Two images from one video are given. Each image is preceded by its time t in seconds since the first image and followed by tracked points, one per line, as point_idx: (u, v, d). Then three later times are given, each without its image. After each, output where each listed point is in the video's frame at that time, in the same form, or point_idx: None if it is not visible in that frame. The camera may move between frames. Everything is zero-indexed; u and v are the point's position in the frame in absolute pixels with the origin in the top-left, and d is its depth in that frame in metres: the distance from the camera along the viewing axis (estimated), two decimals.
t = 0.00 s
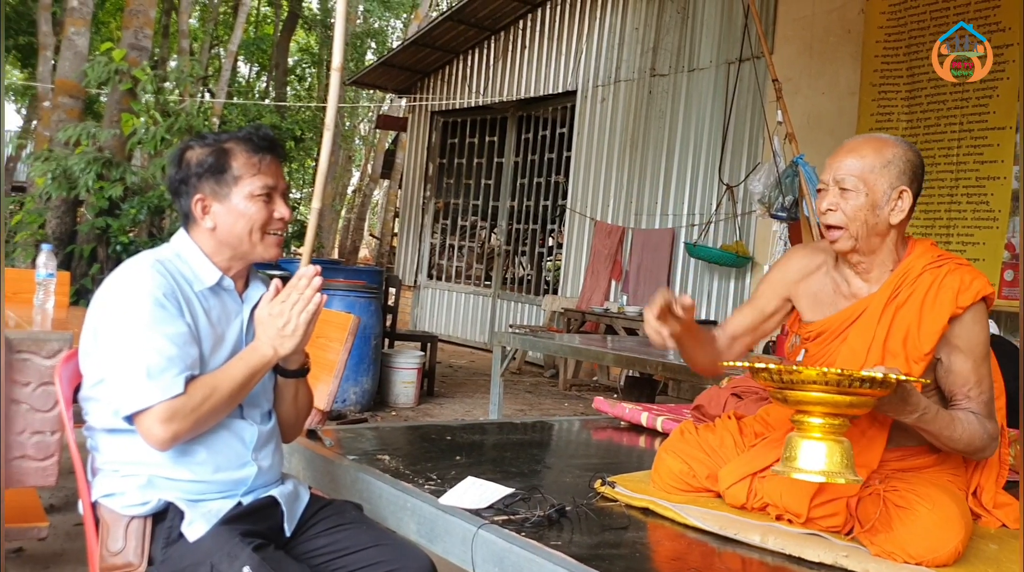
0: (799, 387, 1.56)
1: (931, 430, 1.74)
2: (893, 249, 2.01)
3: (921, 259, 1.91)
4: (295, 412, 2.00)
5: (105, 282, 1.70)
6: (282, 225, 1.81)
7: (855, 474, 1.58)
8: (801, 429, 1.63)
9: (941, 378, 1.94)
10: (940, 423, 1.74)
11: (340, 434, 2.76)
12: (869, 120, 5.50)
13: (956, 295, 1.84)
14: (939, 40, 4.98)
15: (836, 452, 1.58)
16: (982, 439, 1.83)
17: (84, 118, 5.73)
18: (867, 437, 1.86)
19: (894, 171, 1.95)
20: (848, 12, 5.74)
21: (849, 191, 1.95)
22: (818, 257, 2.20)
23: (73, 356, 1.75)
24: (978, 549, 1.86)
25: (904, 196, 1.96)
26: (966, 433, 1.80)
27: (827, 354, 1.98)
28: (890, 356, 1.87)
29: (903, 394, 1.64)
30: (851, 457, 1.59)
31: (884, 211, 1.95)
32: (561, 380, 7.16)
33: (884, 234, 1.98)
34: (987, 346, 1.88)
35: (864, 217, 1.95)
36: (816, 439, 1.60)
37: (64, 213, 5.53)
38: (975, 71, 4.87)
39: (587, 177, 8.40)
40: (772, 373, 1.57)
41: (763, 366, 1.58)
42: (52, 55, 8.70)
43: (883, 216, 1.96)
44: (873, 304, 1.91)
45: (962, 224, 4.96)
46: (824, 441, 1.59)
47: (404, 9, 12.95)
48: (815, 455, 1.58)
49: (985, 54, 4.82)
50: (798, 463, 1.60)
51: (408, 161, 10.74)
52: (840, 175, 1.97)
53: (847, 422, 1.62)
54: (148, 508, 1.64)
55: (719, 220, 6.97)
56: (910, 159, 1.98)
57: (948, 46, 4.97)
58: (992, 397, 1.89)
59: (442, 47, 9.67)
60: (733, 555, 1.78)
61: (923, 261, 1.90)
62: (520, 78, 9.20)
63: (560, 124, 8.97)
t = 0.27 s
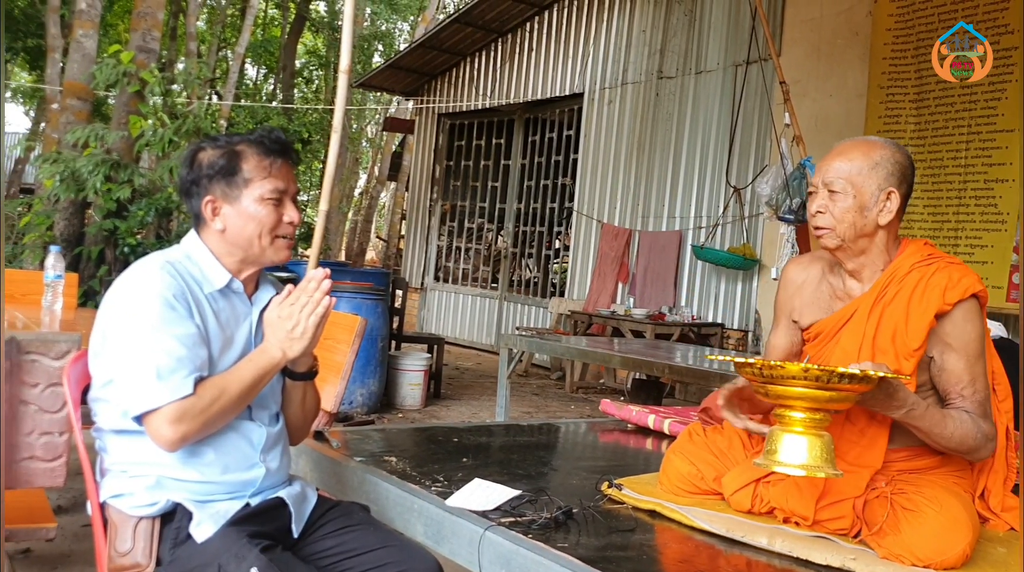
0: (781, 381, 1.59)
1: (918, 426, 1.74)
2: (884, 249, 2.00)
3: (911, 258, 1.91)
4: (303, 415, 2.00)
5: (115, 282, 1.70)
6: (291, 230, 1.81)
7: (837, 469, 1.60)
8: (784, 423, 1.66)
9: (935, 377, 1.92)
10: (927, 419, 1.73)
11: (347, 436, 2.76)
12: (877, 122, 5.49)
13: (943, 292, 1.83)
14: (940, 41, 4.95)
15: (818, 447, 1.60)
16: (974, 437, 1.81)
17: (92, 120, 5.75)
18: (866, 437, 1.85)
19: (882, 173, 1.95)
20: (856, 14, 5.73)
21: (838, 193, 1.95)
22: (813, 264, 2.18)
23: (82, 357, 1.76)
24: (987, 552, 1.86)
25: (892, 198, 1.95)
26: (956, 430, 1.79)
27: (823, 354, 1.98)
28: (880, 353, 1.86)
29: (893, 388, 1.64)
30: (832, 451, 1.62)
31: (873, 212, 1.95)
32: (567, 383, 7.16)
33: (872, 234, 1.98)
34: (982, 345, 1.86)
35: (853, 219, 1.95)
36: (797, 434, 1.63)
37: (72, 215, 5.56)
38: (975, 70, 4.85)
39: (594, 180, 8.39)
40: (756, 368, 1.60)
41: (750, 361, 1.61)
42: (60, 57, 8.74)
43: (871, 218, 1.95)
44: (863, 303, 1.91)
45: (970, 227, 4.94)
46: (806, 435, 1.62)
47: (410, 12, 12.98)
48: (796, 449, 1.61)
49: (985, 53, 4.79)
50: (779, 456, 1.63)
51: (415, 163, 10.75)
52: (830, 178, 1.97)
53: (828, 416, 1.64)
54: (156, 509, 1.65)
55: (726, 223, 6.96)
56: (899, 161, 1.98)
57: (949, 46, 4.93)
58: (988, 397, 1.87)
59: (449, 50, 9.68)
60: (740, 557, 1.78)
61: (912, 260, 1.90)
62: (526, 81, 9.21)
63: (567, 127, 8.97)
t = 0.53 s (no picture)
0: (764, 383, 1.61)
1: (909, 424, 1.73)
2: (878, 250, 2.00)
3: (904, 256, 1.90)
4: (308, 416, 2.00)
5: (121, 284, 1.71)
6: (290, 234, 1.79)
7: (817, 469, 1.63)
8: (766, 424, 1.68)
9: (931, 376, 1.89)
10: (918, 417, 1.72)
11: (352, 437, 2.76)
12: (883, 124, 5.47)
13: (935, 288, 1.82)
14: (940, 40, 4.96)
15: (800, 447, 1.63)
16: (969, 436, 1.78)
17: (98, 121, 5.77)
18: (866, 435, 1.83)
19: (874, 174, 1.94)
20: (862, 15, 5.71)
21: (831, 195, 1.95)
22: (811, 268, 2.20)
23: (88, 359, 1.76)
24: (993, 555, 1.85)
25: (884, 199, 1.94)
26: (949, 428, 1.76)
27: (821, 354, 1.98)
28: (874, 351, 1.86)
29: (882, 389, 1.64)
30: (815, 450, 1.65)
31: (866, 213, 1.94)
32: (573, 384, 7.16)
33: (865, 236, 1.97)
34: (976, 342, 1.84)
35: (845, 220, 1.95)
36: (780, 434, 1.65)
37: (78, 217, 5.57)
38: (974, 70, 4.87)
39: (600, 181, 8.39)
40: (742, 370, 1.62)
41: (734, 364, 1.64)
42: (67, 60, 8.78)
43: (864, 219, 1.95)
44: (855, 304, 1.91)
45: (976, 229, 4.92)
46: (788, 435, 1.64)
47: (416, 13, 12.99)
48: (780, 449, 1.63)
49: (985, 53, 4.80)
50: (762, 456, 1.65)
51: (420, 165, 10.76)
52: (822, 181, 1.97)
53: (811, 417, 1.66)
54: (163, 510, 1.65)
55: (732, 224, 6.95)
56: (890, 161, 1.96)
57: (949, 46, 4.95)
58: (984, 397, 1.84)
59: (455, 51, 9.68)
60: (746, 559, 1.77)
61: (904, 259, 1.90)
62: (532, 82, 9.20)
63: (572, 128, 8.96)
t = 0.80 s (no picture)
0: (758, 384, 1.61)
1: (911, 424, 1.72)
2: (881, 249, 1.99)
3: (907, 256, 1.90)
4: (312, 415, 2.00)
5: (123, 286, 1.71)
6: (285, 234, 1.78)
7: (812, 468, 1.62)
8: (762, 424, 1.68)
9: (935, 376, 1.88)
10: (919, 417, 1.71)
11: (359, 439, 2.76)
12: (890, 124, 5.47)
13: (938, 286, 1.81)
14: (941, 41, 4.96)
15: (794, 447, 1.62)
16: (972, 436, 1.76)
17: (105, 124, 5.79)
18: (869, 434, 1.81)
19: (876, 173, 1.93)
20: (868, 16, 5.69)
21: (834, 196, 1.94)
22: (815, 268, 2.19)
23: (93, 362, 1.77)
24: (1002, 556, 1.84)
25: (887, 198, 1.94)
26: (952, 429, 1.75)
27: (825, 355, 1.97)
28: (878, 349, 1.85)
29: (878, 389, 1.64)
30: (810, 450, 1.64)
31: (868, 213, 1.93)
32: (579, 385, 7.15)
33: (868, 235, 1.97)
34: (981, 341, 1.83)
35: (848, 220, 1.94)
36: (774, 434, 1.65)
37: (85, 219, 5.59)
38: (974, 70, 4.84)
39: (606, 182, 8.38)
40: (736, 372, 1.62)
41: (727, 364, 1.64)
42: (73, 62, 8.81)
43: (866, 218, 1.94)
44: (858, 304, 1.91)
45: (984, 229, 4.89)
46: (783, 435, 1.64)
47: (421, 15, 13.01)
48: (775, 449, 1.63)
49: (984, 53, 4.76)
50: (758, 456, 1.64)
51: (426, 167, 10.77)
52: (824, 181, 1.96)
53: (806, 417, 1.65)
54: (170, 511, 1.65)
55: (738, 225, 6.93)
56: (892, 161, 1.95)
57: (950, 46, 4.93)
58: (989, 397, 1.83)
59: (460, 53, 9.69)
60: (754, 561, 1.76)
61: (907, 258, 1.89)
62: (537, 84, 9.20)
63: (578, 129, 8.95)
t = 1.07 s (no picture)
0: (756, 379, 1.62)
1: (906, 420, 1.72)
2: (879, 247, 1.99)
3: (906, 254, 1.90)
4: (315, 421, 2.00)
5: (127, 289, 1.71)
6: (274, 236, 1.77)
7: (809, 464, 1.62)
8: (760, 420, 1.68)
9: (935, 374, 1.88)
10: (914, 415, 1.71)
11: (361, 442, 2.76)
12: (889, 122, 5.45)
13: (937, 284, 1.81)
14: (941, 40, 4.98)
15: (792, 443, 1.62)
16: (972, 433, 1.76)
17: (105, 129, 5.80)
18: (870, 433, 1.81)
19: (872, 172, 1.93)
20: (868, 14, 5.68)
21: (831, 195, 1.94)
22: (815, 267, 2.19)
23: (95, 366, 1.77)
24: (1003, 553, 1.84)
25: (883, 196, 1.93)
26: (951, 425, 1.74)
27: (826, 354, 1.97)
28: (878, 346, 1.85)
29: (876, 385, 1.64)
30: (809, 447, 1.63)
31: (865, 211, 1.93)
32: (581, 386, 7.15)
33: (867, 234, 1.97)
34: (980, 338, 1.82)
35: (846, 219, 1.94)
36: (772, 429, 1.64)
37: (86, 224, 5.60)
38: (974, 70, 4.87)
39: (607, 183, 8.38)
40: (734, 367, 1.63)
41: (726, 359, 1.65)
42: (73, 67, 8.82)
43: (863, 217, 1.94)
44: (859, 303, 1.90)
45: (983, 226, 4.89)
46: (780, 431, 1.63)
47: (421, 17, 13.02)
48: (772, 445, 1.62)
49: (985, 54, 4.80)
50: (756, 452, 1.64)
51: (427, 168, 10.78)
52: (821, 181, 1.97)
53: (804, 413, 1.65)
54: (172, 517, 1.65)
55: (740, 224, 6.93)
56: (888, 159, 1.95)
57: (949, 46, 4.95)
58: (989, 393, 1.82)
59: (460, 55, 9.69)
60: (756, 560, 1.76)
61: (907, 256, 1.89)
62: (538, 84, 9.21)
63: (579, 130, 8.95)
